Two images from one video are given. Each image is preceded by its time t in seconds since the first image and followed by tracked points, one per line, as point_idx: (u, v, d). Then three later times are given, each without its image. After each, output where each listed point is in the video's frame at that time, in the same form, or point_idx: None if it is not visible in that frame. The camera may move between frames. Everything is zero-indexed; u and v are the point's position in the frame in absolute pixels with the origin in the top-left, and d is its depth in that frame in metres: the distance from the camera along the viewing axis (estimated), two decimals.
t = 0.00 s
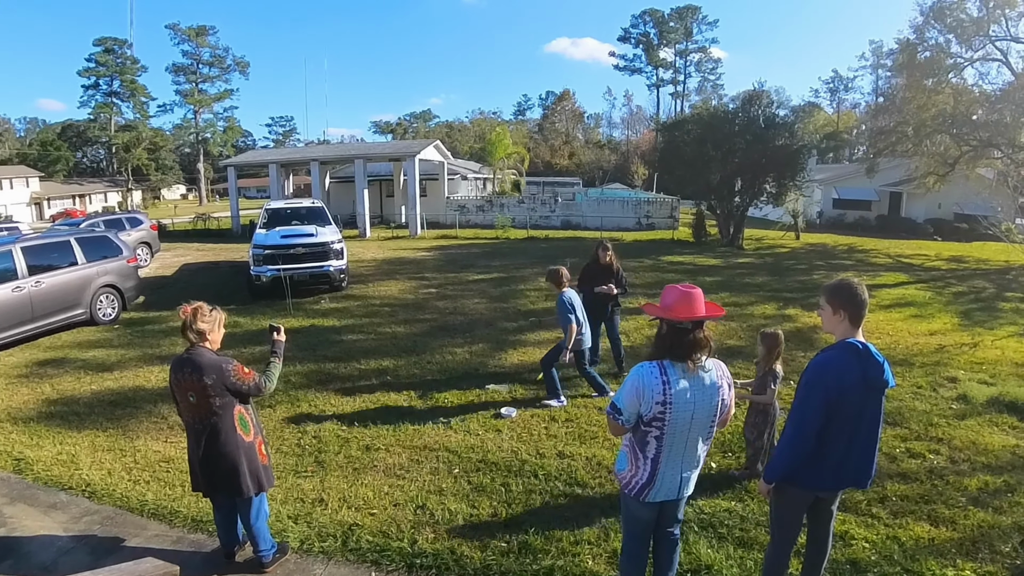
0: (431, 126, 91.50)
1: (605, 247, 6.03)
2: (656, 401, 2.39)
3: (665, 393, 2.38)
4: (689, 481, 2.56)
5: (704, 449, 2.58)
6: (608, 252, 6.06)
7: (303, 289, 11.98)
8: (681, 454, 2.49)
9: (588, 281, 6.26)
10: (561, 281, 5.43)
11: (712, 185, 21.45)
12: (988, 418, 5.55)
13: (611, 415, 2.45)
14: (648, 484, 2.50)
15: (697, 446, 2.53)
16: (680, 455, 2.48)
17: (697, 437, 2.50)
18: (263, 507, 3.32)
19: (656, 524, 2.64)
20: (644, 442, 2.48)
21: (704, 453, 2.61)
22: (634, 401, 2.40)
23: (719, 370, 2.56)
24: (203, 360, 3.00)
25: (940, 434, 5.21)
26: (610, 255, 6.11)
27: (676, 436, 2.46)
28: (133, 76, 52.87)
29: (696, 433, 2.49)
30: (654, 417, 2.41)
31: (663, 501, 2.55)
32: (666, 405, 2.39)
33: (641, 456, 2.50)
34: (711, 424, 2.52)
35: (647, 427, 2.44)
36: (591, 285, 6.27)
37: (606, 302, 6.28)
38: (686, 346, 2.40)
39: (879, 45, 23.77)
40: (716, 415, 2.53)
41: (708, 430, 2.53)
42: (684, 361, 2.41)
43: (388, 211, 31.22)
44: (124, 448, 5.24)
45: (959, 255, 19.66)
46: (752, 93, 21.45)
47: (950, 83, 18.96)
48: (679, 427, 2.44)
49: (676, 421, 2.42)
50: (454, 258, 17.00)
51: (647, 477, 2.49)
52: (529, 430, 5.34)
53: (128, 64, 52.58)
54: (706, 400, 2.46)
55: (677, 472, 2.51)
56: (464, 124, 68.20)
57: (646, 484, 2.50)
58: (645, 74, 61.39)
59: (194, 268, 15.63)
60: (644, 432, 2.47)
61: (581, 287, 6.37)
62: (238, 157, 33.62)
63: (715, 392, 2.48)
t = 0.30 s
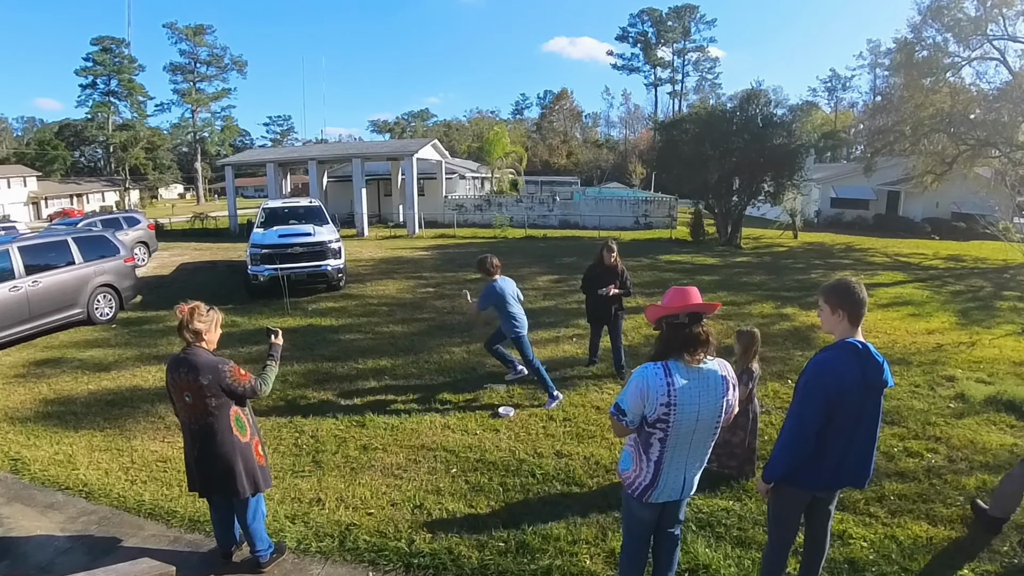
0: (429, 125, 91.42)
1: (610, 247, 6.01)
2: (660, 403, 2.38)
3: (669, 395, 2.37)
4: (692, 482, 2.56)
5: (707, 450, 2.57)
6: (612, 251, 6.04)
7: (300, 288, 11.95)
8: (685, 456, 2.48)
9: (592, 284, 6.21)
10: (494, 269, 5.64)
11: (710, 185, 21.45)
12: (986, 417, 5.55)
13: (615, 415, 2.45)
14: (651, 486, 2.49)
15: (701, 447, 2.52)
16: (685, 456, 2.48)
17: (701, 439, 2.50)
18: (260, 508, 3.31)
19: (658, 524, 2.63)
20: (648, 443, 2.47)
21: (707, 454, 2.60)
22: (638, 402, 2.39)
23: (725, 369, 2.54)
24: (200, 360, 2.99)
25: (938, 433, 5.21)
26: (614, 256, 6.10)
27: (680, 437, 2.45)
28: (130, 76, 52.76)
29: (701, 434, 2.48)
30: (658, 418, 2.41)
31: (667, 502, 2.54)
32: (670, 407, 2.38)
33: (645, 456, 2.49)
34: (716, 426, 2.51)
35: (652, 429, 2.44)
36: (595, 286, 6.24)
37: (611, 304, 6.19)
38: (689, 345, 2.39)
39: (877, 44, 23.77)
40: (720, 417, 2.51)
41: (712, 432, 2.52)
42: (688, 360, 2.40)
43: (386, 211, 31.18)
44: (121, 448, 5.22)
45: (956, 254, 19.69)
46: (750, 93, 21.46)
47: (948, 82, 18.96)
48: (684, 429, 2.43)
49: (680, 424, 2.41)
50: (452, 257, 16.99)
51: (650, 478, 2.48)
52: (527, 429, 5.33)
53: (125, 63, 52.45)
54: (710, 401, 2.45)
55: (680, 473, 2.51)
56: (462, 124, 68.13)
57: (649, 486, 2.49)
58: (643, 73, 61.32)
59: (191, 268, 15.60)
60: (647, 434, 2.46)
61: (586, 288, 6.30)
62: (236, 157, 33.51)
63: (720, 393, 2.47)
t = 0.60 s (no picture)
0: (427, 124, 91.36)
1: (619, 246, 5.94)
2: (666, 403, 2.37)
3: (675, 396, 2.37)
4: (697, 484, 2.56)
5: (713, 451, 2.56)
6: (622, 250, 5.99)
7: (298, 288, 11.93)
8: (690, 457, 2.48)
9: (601, 283, 6.18)
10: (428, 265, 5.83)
11: (708, 184, 21.45)
12: (984, 417, 5.56)
13: (620, 416, 2.44)
14: (657, 487, 2.48)
15: (707, 448, 2.52)
16: (691, 457, 2.47)
17: (707, 440, 2.49)
18: (259, 508, 3.31)
19: (662, 526, 2.62)
20: (654, 445, 2.47)
21: (712, 455, 2.60)
22: (644, 403, 2.38)
23: (730, 370, 2.53)
24: (200, 360, 2.98)
25: (936, 432, 5.21)
26: (624, 255, 6.04)
27: (685, 438, 2.44)
28: (128, 75, 52.67)
29: (707, 435, 2.48)
30: (664, 419, 2.40)
31: (671, 503, 2.53)
32: (676, 408, 2.38)
33: (650, 457, 2.48)
34: (721, 427, 2.50)
35: (657, 430, 2.43)
36: (604, 287, 6.18)
37: (620, 304, 6.15)
38: (694, 346, 2.38)
39: (875, 44, 23.79)
40: (725, 418, 2.50)
41: (716, 433, 2.51)
42: (692, 360, 2.40)
43: (384, 210, 31.15)
44: (120, 448, 5.21)
45: (954, 253, 19.72)
46: (748, 92, 21.47)
47: (946, 82, 18.97)
48: (690, 430, 2.43)
49: (685, 424, 2.41)
50: (450, 257, 16.99)
51: (657, 480, 2.47)
52: (526, 429, 5.33)
53: (123, 62, 52.36)
54: (716, 402, 2.44)
55: (686, 475, 2.50)
56: (460, 123, 68.09)
57: (655, 487, 2.48)
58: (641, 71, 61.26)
59: (190, 267, 15.58)
60: (653, 435, 2.46)
61: (594, 288, 6.25)
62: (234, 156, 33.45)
63: (725, 394, 2.46)
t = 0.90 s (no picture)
0: (425, 124, 91.30)
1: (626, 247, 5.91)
2: (667, 406, 2.37)
3: (675, 399, 2.37)
4: (700, 488, 2.55)
5: (716, 456, 2.55)
6: (629, 251, 5.97)
7: (297, 287, 11.92)
8: (692, 460, 2.48)
9: (609, 282, 6.15)
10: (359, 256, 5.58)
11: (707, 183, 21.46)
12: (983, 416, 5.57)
13: (622, 417, 2.46)
14: (658, 489, 2.49)
15: (710, 452, 2.51)
16: (693, 461, 2.46)
17: (709, 443, 2.48)
18: (259, 509, 3.30)
19: (664, 528, 2.62)
20: (655, 447, 2.47)
21: (716, 459, 2.59)
22: (644, 405, 2.39)
23: (736, 375, 2.51)
24: (199, 361, 2.97)
25: (935, 431, 5.21)
26: (631, 255, 6.01)
27: (687, 441, 2.44)
28: (126, 74, 52.59)
29: (709, 439, 2.47)
30: (664, 422, 2.41)
31: (674, 506, 2.53)
32: (676, 410, 2.38)
33: (652, 459, 2.49)
34: (724, 431, 2.49)
35: (658, 432, 2.44)
36: (610, 288, 6.17)
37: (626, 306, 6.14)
38: (698, 347, 2.38)
39: (874, 43, 23.80)
40: (728, 422, 2.49)
41: (719, 437, 2.50)
42: (694, 363, 2.40)
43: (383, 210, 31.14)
44: (119, 449, 5.21)
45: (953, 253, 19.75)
46: (747, 91, 21.46)
47: (945, 81, 18.98)
48: (691, 433, 2.42)
49: (686, 427, 2.41)
50: (449, 256, 16.99)
51: (658, 481, 2.48)
52: (526, 429, 5.33)
53: (121, 62, 52.23)
54: (719, 406, 2.43)
55: (688, 478, 2.49)
56: (459, 122, 68.09)
57: (657, 489, 2.49)
58: (640, 71, 61.21)
59: (189, 267, 15.56)
60: (654, 437, 2.46)
61: (601, 288, 6.23)
62: (232, 155, 33.40)
63: (729, 398, 2.45)
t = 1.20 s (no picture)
0: (424, 123, 91.25)
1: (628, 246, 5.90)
2: (665, 405, 2.38)
3: (673, 398, 2.38)
4: (703, 488, 2.53)
5: (719, 457, 2.54)
6: (631, 251, 5.96)
7: (296, 287, 11.91)
8: (693, 461, 2.47)
9: (610, 283, 6.13)
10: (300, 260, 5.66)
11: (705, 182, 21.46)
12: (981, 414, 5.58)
13: (621, 415, 2.48)
14: (658, 487, 2.49)
15: (711, 454, 2.50)
16: (692, 462, 2.46)
17: (710, 445, 2.47)
18: (259, 509, 3.30)
19: (666, 527, 2.62)
20: (654, 446, 2.48)
21: (719, 460, 2.57)
22: (642, 403, 2.41)
23: (738, 375, 2.51)
24: (200, 361, 2.97)
25: (934, 430, 5.23)
26: (633, 255, 6.00)
27: (686, 441, 2.44)
28: (124, 73, 52.49)
29: (709, 440, 2.46)
30: (663, 421, 2.41)
31: (675, 506, 2.52)
32: (675, 410, 2.38)
33: (650, 458, 2.50)
34: (726, 432, 2.48)
35: (656, 431, 2.45)
36: (613, 289, 6.13)
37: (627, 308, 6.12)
38: (700, 348, 2.38)
39: (873, 42, 23.82)
40: (730, 424, 2.48)
41: (721, 439, 2.49)
42: (695, 363, 2.40)
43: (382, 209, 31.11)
44: (117, 449, 5.20)
45: (951, 252, 19.78)
46: (746, 90, 21.44)
47: (943, 80, 19.00)
48: (690, 433, 2.42)
49: (686, 428, 2.41)
50: (448, 255, 16.99)
51: (657, 481, 2.49)
52: (525, 428, 5.34)
53: (120, 61, 52.13)
54: (719, 406, 2.42)
55: (688, 478, 2.48)
56: (457, 121, 68.05)
57: (657, 488, 2.49)
58: (638, 70, 61.16)
59: (187, 266, 15.55)
60: (653, 436, 2.47)
61: (602, 290, 6.20)
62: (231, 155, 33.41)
63: (730, 399, 2.44)
